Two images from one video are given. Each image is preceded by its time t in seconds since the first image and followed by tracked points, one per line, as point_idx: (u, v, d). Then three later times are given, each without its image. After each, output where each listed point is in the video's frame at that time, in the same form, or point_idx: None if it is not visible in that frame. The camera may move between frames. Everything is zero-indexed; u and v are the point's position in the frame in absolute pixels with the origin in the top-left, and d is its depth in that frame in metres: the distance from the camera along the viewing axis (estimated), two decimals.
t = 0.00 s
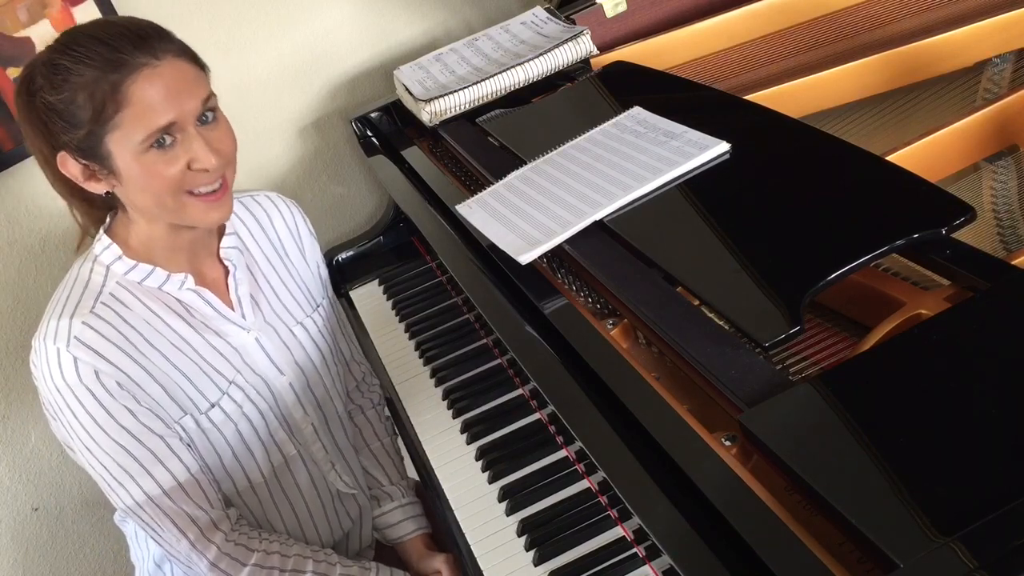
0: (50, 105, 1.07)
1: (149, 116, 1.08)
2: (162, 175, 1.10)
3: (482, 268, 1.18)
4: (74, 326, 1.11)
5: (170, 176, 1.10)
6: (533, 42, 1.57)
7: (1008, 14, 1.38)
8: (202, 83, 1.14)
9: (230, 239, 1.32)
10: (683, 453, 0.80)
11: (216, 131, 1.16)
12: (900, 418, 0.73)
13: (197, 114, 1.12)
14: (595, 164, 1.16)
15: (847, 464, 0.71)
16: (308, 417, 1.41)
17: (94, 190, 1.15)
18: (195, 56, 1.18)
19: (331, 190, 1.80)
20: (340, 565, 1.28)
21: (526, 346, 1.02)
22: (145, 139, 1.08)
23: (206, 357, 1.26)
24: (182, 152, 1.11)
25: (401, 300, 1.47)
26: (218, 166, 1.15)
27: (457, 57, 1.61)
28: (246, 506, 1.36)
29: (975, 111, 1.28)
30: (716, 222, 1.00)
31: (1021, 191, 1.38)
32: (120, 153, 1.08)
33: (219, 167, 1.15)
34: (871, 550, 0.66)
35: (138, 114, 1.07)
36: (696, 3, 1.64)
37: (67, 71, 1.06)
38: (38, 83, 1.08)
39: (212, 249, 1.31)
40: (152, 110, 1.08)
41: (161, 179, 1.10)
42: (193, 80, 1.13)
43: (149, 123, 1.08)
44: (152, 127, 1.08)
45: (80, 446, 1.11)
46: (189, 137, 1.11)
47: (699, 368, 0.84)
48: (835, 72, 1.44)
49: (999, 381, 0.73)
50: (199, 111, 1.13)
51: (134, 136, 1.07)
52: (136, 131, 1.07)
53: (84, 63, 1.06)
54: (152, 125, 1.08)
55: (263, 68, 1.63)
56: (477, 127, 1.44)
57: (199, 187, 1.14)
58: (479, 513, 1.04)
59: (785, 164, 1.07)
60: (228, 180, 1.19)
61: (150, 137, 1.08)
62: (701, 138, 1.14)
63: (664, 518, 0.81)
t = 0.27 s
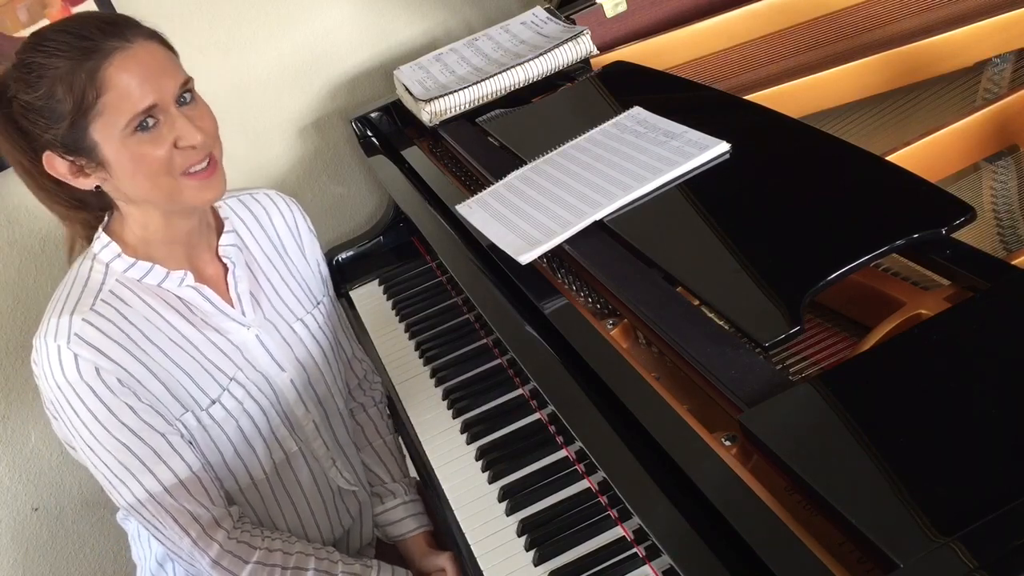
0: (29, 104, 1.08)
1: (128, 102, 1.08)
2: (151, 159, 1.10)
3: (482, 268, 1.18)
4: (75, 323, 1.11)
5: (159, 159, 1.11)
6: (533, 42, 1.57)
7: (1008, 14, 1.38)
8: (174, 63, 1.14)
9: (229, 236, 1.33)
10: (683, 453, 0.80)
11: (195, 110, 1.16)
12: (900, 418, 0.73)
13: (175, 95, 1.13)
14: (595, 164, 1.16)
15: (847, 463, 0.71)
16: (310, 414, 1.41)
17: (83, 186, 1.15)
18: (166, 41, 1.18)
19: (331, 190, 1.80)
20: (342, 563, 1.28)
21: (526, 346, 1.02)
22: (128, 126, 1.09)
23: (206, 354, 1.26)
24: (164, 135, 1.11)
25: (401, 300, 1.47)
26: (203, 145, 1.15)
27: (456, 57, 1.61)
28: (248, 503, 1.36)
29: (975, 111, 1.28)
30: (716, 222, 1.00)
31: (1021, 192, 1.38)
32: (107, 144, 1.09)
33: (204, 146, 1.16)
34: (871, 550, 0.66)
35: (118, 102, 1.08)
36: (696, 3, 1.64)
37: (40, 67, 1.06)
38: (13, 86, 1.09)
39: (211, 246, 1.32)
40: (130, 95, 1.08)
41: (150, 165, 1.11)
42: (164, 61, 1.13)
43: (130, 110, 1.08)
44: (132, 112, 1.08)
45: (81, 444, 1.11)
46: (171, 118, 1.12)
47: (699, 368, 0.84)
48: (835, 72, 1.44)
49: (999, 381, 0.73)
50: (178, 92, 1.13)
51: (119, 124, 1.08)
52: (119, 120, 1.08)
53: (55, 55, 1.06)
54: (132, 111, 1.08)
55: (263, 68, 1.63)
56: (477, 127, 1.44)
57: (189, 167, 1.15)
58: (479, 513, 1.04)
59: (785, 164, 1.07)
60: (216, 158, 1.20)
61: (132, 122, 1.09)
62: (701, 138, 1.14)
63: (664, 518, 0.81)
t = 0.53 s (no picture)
0: (41, 106, 1.08)
1: (144, 111, 1.08)
2: (163, 169, 1.11)
3: (481, 268, 1.18)
4: (74, 322, 1.11)
5: (172, 170, 1.11)
6: (533, 42, 1.57)
7: (1008, 14, 1.38)
8: (190, 73, 1.14)
9: (225, 236, 1.33)
10: (683, 453, 0.80)
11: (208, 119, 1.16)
12: (900, 418, 0.73)
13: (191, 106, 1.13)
14: (595, 164, 1.16)
15: (847, 463, 0.71)
16: (309, 414, 1.41)
17: (91, 189, 1.15)
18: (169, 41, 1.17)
19: (331, 190, 1.80)
20: (342, 562, 1.27)
21: (526, 346, 1.02)
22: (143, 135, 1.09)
23: (205, 353, 1.26)
24: (179, 146, 1.11)
25: (401, 300, 1.47)
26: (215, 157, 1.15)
27: (457, 57, 1.61)
28: (247, 503, 1.35)
29: (975, 111, 1.28)
30: (716, 222, 1.00)
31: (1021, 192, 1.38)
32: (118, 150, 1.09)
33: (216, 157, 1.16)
34: (871, 550, 0.66)
35: (134, 111, 1.08)
36: (696, 3, 1.64)
37: (56, 71, 1.06)
38: (24, 84, 1.08)
39: (208, 246, 1.32)
40: (146, 104, 1.08)
41: (162, 174, 1.11)
42: (181, 71, 1.13)
43: (145, 119, 1.08)
44: (147, 122, 1.08)
45: (81, 442, 1.11)
46: (185, 129, 1.12)
47: (699, 369, 0.84)
48: (835, 72, 1.44)
49: (999, 381, 0.73)
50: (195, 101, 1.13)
51: (133, 133, 1.08)
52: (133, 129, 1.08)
53: (74, 61, 1.06)
54: (148, 121, 1.08)
55: (263, 68, 1.63)
56: (477, 127, 1.44)
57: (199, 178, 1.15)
58: (479, 513, 1.04)
59: (785, 164, 1.07)
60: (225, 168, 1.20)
61: (147, 132, 1.09)
62: (701, 138, 1.14)
63: (664, 518, 0.81)
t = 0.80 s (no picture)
0: (50, 107, 1.08)
1: (150, 116, 1.08)
2: (166, 175, 1.10)
3: (482, 268, 1.18)
4: (81, 322, 1.11)
5: (176, 176, 1.11)
6: (533, 42, 1.57)
7: (1008, 14, 1.38)
8: (200, 80, 1.13)
9: (234, 237, 1.33)
10: (683, 453, 0.80)
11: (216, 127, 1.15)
12: (900, 418, 0.73)
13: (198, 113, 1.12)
14: (595, 164, 1.16)
15: (848, 464, 0.71)
16: (312, 415, 1.41)
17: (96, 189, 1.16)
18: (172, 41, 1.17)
19: (331, 190, 1.80)
20: (344, 563, 1.27)
21: (526, 346, 1.02)
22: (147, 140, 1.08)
23: (210, 354, 1.26)
24: (183, 153, 1.10)
25: (401, 300, 1.47)
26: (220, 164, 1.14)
27: (457, 57, 1.61)
28: (249, 503, 1.36)
29: (975, 111, 1.28)
30: (716, 223, 1.00)
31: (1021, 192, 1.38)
32: (124, 154, 1.09)
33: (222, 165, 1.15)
34: (871, 550, 0.66)
35: (138, 115, 1.07)
36: (696, 3, 1.64)
37: (65, 73, 1.07)
38: (35, 83, 1.09)
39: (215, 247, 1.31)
40: (152, 110, 1.08)
41: (165, 179, 1.10)
42: (191, 78, 1.12)
43: (150, 124, 1.08)
44: (152, 127, 1.08)
45: (85, 441, 1.11)
46: (190, 135, 1.11)
47: (699, 369, 0.84)
48: (835, 71, 1.44)
49: (998, 381, 0.73)
50: (201, 107, 1.12)
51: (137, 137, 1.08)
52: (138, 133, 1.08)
53: (83, 64, 1.06)
54: (153, 126, 1.08)
55: (263, 69, 1.63)
56: (477, 127, 1.44)
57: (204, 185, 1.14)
58: (479, 513, 1.04)
59: (784, 164, 1.07)
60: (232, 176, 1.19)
61: (152, 137, 1.08)
62: (701, 138, 1.14)
63: (664, 518, 0.81)
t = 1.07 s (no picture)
0: (41, 103, 1.08)
1: (140, 105, 1.08)
2: (160, 164, 1.10)
3: (482, 268, 1.18)
4: (82, 320, 1.11)
5: (169, 165, 1.11)
6: (533, 42, 1.57)
7: (1008, 14, 1.38)
8: (188, 69, 1.14)
9: (235, 236, 1.33)
10: (683, 453, 0.80)
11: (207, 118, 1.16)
12: (900, 418, 0.73)
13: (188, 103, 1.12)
14: (595, 164, 1.16)
15: (848, 463, 0.71)
16: (313, 414, 1.41)
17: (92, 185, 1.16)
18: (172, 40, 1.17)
19: (331, 190, 1.80)
20: (345, 563, 1.27)
21: (526, 346, 1.02)
22: (137, 129, 1.08)
23: (211, 353, 1.26)
24: (175, 141, 1.10)
25: (401, 300, 1.47)
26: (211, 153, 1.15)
27: (457, 57, 1.61)
28: (250, 501, 1.36)
29: (975, 111, 1.28)
30: (716, 223, 1.00)
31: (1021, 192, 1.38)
32: (115, 145, 1.09)
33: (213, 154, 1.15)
34: (871, 550, 0.66)
35: (128, 105, 1.07)
36: (696, 3, 1.64)
37: (53, 67, 1.07)
38: (25, 80, 1.09)
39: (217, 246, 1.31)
40: (141, 99, 1.08)
41: (158, 169, 1.10)
42: (179, 66, 1.12)
43: (140, 113, 1.08)
44: (142, 116, 1.08)
45: (87, 439, 1.11)
46: (181, 124, 1.11)
47: (699, 369, 0.84)
48: (835, 71, 1.44)
49: (999, 381, 0.73)
50: (190, 97, 1.12)
51: (128, 127, 1.08)
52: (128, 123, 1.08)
53: (71, 56, 1.06)
54: (143, 115, 1.08)
55: (263, 68, 1.63)
56: (477, 127, 1.44)
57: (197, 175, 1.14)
58: (479, 513, 1.04)
59: (784, 164, 1.07)
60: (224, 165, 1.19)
61: (141, 126, 1.08)
62: (701, 138, 1.14)
63: (664, 518, 0.81)
